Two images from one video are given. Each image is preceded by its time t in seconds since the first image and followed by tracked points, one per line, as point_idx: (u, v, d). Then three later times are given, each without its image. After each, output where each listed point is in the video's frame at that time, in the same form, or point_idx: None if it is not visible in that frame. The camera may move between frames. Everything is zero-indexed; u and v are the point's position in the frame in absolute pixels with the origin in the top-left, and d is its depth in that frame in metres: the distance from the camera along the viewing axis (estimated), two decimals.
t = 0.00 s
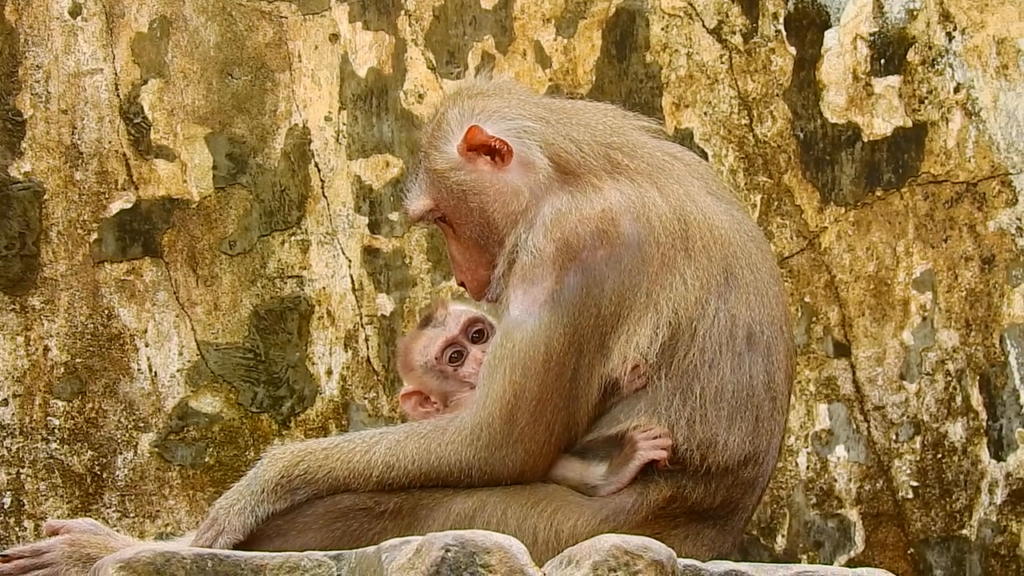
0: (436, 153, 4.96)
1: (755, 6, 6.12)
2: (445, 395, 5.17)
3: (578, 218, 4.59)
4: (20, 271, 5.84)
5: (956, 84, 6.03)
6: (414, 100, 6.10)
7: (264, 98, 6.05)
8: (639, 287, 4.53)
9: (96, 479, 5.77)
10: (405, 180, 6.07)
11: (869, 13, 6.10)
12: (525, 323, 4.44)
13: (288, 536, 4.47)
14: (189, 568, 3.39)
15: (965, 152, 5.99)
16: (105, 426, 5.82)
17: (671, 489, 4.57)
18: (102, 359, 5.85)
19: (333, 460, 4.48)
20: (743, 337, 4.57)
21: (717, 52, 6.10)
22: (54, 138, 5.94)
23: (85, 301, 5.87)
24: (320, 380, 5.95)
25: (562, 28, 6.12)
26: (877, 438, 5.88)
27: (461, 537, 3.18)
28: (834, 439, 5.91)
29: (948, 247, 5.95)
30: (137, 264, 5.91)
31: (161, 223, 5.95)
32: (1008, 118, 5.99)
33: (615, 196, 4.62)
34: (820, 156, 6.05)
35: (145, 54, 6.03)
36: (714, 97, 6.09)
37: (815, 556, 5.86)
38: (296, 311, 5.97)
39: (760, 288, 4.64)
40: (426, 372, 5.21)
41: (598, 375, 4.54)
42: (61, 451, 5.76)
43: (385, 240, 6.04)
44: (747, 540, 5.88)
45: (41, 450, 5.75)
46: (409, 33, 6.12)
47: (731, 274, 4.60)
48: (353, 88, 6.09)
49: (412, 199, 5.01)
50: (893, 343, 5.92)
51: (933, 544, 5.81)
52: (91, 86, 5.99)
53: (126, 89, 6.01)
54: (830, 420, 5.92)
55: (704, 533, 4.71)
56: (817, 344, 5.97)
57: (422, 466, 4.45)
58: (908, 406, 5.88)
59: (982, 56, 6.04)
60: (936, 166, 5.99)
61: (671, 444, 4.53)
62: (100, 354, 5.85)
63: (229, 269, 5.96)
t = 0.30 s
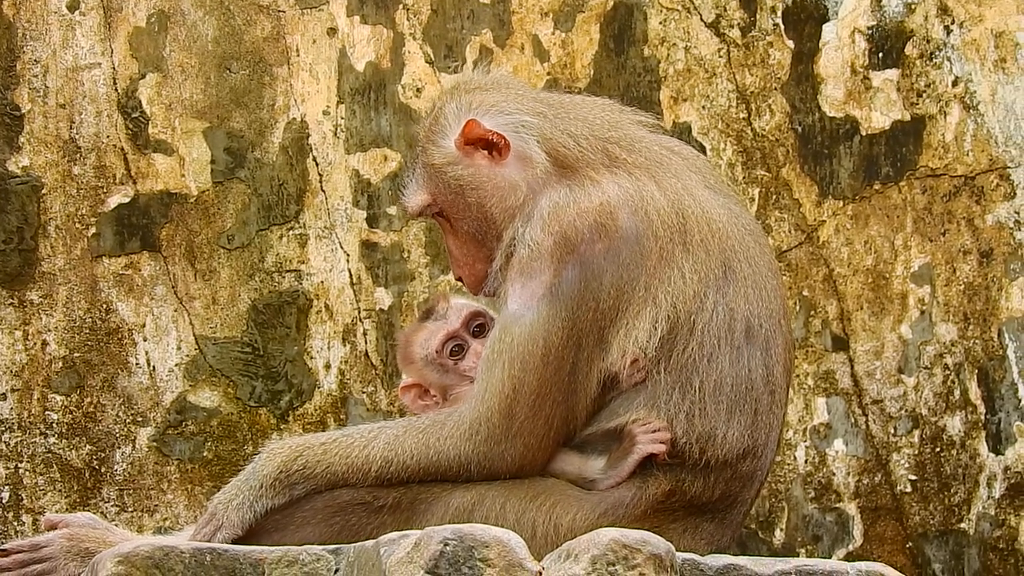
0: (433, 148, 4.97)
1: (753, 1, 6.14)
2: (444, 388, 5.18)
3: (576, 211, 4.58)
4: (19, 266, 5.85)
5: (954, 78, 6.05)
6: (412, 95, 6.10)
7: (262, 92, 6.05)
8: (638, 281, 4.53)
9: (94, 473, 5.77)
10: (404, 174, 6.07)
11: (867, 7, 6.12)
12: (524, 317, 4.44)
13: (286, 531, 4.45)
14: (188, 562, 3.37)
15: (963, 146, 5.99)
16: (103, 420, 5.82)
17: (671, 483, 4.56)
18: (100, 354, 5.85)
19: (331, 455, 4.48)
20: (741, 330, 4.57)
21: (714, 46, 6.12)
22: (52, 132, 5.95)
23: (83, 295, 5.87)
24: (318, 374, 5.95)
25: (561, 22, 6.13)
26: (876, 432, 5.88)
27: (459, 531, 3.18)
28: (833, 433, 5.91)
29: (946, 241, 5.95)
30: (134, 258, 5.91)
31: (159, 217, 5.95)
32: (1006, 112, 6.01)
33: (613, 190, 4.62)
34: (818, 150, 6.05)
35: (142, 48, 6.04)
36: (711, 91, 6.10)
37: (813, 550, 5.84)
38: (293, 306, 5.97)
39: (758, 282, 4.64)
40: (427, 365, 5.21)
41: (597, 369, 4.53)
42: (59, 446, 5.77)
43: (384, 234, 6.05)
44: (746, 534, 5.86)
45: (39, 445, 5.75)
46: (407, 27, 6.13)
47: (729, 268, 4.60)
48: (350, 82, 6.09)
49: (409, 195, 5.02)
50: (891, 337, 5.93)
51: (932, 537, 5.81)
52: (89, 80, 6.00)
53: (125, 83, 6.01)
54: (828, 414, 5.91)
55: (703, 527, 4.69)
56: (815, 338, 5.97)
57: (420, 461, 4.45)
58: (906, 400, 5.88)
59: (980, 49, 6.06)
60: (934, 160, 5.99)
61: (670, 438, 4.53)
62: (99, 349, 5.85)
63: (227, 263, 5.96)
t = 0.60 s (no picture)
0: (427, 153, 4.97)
1: None
2: (446, 388, 5.18)
3: (571, 211, 4.58)
4: (18, 264, 5.85)
5: (953, 77, 6.05)
6: (412, 93, 6.11)
7: (261, 90, 6.06)
8: (632, 280, 4.53)
9: (93, 471, 5.77)
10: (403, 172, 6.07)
11: (866, 6, 6.12)
12: (519, 317, 4.44)
13: (285, 529, 4.46)
14: (187, 561, 3.36)
15: (962, 145, 5.99)
16: (103, 418, 5.82)
17: (668, 481, 4.56)
18: (99, 351, 5.85)
19: (328, 453, 4.48)
20: (735, 328, 4.57)
21: (713, 44, 6.12)
22: (51, 130, 5.95)
23: (82, 293, 5.87)
24: (316, 372, 5.95)
25: (560, 20, 6.14)
26: (875, 430, 5.88)
27: (457, 530, 3.18)
28: (832, 431, 5.91)
29: (945, 239, 5.95)
30: (134, 256, 5.91)
31: (158, 215, 5.96)
32: (1005, 110, 6.01)
33: (608, 189, 4.62)
34: (818, 148, 6.06)
35: (142, 46, 6.04)
36: (710, 89, 6.11)
37: (812, 549, 5.84)
38: (293, 304, 5.97)
39: (753, 280, 4.64)
40: (428, 365, 5.20)
41: (593, 369, 4.53)
42: (58, 444, 5.76)
43: (383, 232, 6.05)
44: (745, 532, 5.86)
45: (38, 442, 5.75)
46: (407, 25, 6.14)
47: (723, 266, 4.60)
48: (350, 80, 6.10)
49: (404, 199, 5.02)
50: (890, 335, 5.93)
51: (931, 536, 5.80)
52: (89, 78, 6.00)
53: (124, 81, 6.02)
54: (827, 412, 5.91)
55: (701, 524, 4.68)
56: (814, 337, 5.97)
57: (417, 460, 4.45)
58: (905, 398, 5.88)
59: (979, 47, 6.06)
60: (933, 158, 6.00)
61: (666, 437, 4.52)
62: (98, 346, 5.85)
63: (226, 261, 5.96)
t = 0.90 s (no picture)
0: (432, 142, 4.93)
1: None
2: (440, 392, 5.17)
3: (571, 210, 4.58)
4: (16, 263, 5.85)
5: (952, 77, 6.05)
6: (410, 93, 6.11)
7: (261, 89, 6.06)
8: (632, 280, 4.52)
9: (91, 471, 5.76)
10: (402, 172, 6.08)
11: (865, 6, 6.13)
12: (519, 316, 4.44)
13: (283, 528, 4.45)
14: (185, 560, 3.36)
15: (961, 145, 5.99)
16: (101, 418, 5.81)
17: (667, 480, 4.55)
18: (98, 351, 5.84)
19: (328, 452, 4.47)
20: (735, 329, 4.57)
21: (713, 44, 6.13)
22: (50, 129, 5.95)
23: (81, 292, 5.87)
24: (315, 372, 5.95)
25: (559, 20, 6.15)
26: (873, 431, 5.88)
27: (456, 530, 3.18)
28: (830, 431, 5.91)
29: (944, 240, 5.95)
30: (133, 256, 5.91)
31: (157, 215, 5.96)
32: (1003, 110, 6.01)
33: (609, 189, 4.62)
34: (816, 148, 6.06)
35: (141, 46, 6.04)
36: (710, 89, 6.11)
37: (810, 549, 5.84)
38: (292, 303, 5.98)
39: (754, 281, 4.63)
40: (420, 371, 5.21)
41: (592, 368, 4.52)
42: (57, 443, 5.76)
43: (382, 232, 6.05)
44: (743, 532, 5.86)
45: (37, 442, 5.74)
46: (406, 24, 6.14)
47: (723, 267, 4.60)
48: (348, 80, 6.11)
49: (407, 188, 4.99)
50: (889, 335, 5.93)
51: (929, 536, 5.80)
52: (88, 77, 6.00)
53: (123, 80, 6.02)
54: (826, 412, 5.91)
55: (699, 525, 4.67)
56: (813, 337, 5.97)
57: (417, 458, 4.44)
58: (904, 399, 5.88)
59: (978, 48, 6.06)
60: (932, 159, 6.00)
61: (664, 436, 4.52)
62: (97, 346, 5.84)
63: (225, 261, 5.96)
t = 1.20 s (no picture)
0: (459, 102, 4.87)
1: None
2: (438, 392, 5.17)
3: (570, 211, 4.58)
4: (16, 264, 5.85)
5: (952, 77, 6.05)
6: (409, 93, 6.11)
7: (260, 90, 6.07)
8: (630, 282, 4.52)
9: (91, 472, 5.76)
10: (401, 172, 6.09)
11: (864, 7, 6.14)
12: (516, 317, 4.45)
13: (283, 529, 4.44)
14: (184, 561, 3.36)
15: (960, 146, 5.99)
16: (100, 418, 5.81)
17: (666, 481, 4.54)
18: (97, 352, 5.84)
19: (327, 453, 4.48)
20: (733, 331, 4.56)
21: (712, 45, 6.14)
22: (49, 130, 5.95)
23: (80, 293, 5.87)
24: (315, 373, 5.95)
25: (558, 20, 6.15)
26: (873, 432, 5.88)
27: (455, 531, 3.18)
28: (830, 432, 5.91)
29: (943, 240, 5.95)
30: (132, 257, 5.91)
31: (156, 215, 5.96)
32: (1003, 111, 6.00)
33: (608, 190, 4.62)
34: (815, 149, 6.07)
35: (140, 46, 6.05)
36: (709, 90, 6.12)
37: (810, 550, 5.84)
38: (291, 304, 5.98)
39: (752, 283, 4.64)
40: (419, 372, 5.21)
41: (591, 369, 4.52)
42: (56, 444, 5.76)
43: (381, 232, 6.06)
44: (742, 533, 5.86)
45: (36, 443, 5.74)
46: (406, 25, 6.15)
47: (722, 269, 4.59)
48: (348, 80, 6.11)
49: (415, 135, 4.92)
50: (888, 336, 5.93)
51: (929, 537, 5.80)
52: (87, 78, 6.00)
53: (122, 81, 6.02)
54: (825, 413, 5.92)
55: (699, 525, 4.66)
56: (812, 338, 5.97)
57: (415, 459, 4.45)
58: (903, 399, 5.88)
59: (977, 49, 6.06)
60: (931, 160, 6.00)
61: (663, 437, 4.51)
62: (96, 347, 5.84)
63: (225, 261, 5.96)
